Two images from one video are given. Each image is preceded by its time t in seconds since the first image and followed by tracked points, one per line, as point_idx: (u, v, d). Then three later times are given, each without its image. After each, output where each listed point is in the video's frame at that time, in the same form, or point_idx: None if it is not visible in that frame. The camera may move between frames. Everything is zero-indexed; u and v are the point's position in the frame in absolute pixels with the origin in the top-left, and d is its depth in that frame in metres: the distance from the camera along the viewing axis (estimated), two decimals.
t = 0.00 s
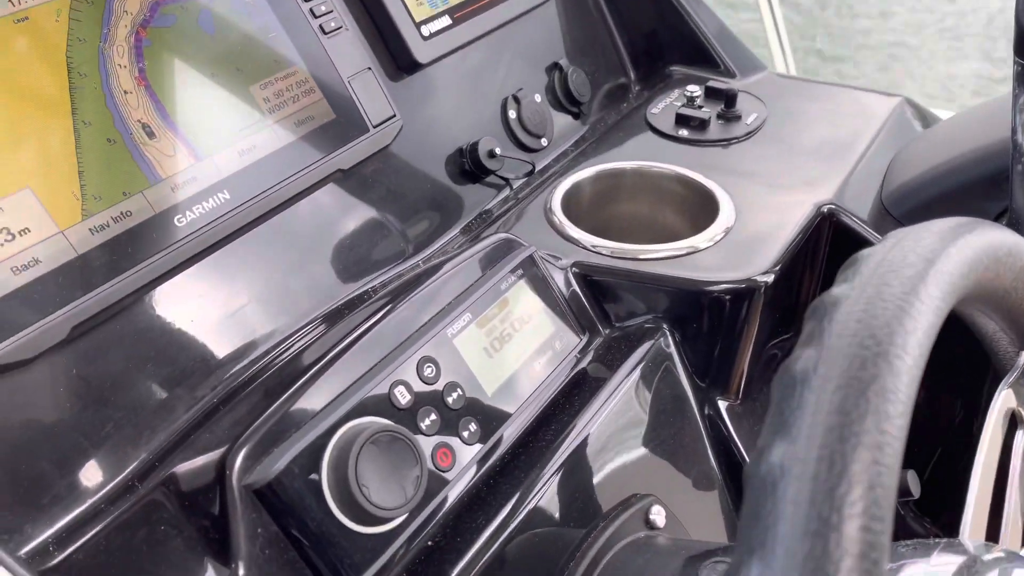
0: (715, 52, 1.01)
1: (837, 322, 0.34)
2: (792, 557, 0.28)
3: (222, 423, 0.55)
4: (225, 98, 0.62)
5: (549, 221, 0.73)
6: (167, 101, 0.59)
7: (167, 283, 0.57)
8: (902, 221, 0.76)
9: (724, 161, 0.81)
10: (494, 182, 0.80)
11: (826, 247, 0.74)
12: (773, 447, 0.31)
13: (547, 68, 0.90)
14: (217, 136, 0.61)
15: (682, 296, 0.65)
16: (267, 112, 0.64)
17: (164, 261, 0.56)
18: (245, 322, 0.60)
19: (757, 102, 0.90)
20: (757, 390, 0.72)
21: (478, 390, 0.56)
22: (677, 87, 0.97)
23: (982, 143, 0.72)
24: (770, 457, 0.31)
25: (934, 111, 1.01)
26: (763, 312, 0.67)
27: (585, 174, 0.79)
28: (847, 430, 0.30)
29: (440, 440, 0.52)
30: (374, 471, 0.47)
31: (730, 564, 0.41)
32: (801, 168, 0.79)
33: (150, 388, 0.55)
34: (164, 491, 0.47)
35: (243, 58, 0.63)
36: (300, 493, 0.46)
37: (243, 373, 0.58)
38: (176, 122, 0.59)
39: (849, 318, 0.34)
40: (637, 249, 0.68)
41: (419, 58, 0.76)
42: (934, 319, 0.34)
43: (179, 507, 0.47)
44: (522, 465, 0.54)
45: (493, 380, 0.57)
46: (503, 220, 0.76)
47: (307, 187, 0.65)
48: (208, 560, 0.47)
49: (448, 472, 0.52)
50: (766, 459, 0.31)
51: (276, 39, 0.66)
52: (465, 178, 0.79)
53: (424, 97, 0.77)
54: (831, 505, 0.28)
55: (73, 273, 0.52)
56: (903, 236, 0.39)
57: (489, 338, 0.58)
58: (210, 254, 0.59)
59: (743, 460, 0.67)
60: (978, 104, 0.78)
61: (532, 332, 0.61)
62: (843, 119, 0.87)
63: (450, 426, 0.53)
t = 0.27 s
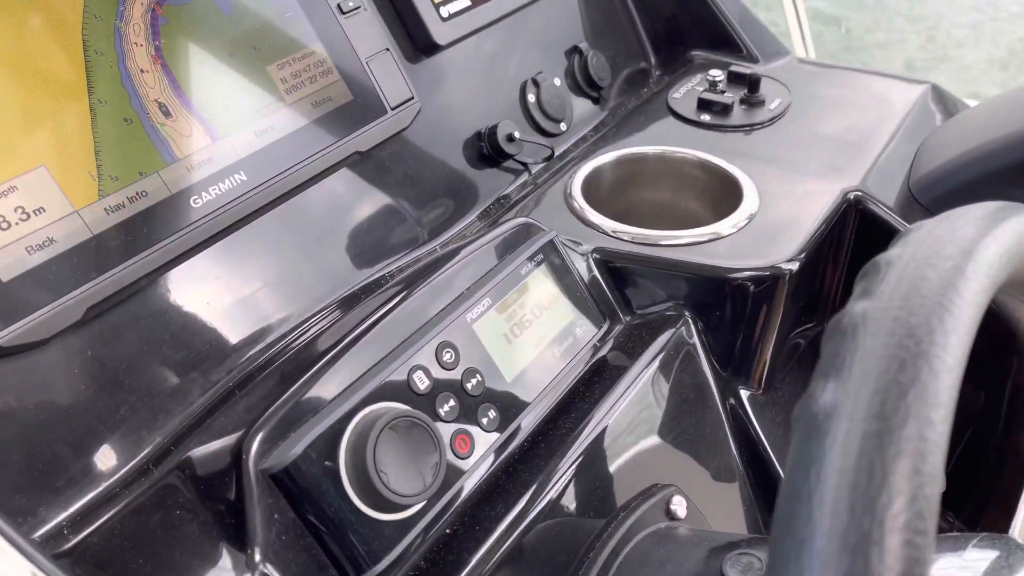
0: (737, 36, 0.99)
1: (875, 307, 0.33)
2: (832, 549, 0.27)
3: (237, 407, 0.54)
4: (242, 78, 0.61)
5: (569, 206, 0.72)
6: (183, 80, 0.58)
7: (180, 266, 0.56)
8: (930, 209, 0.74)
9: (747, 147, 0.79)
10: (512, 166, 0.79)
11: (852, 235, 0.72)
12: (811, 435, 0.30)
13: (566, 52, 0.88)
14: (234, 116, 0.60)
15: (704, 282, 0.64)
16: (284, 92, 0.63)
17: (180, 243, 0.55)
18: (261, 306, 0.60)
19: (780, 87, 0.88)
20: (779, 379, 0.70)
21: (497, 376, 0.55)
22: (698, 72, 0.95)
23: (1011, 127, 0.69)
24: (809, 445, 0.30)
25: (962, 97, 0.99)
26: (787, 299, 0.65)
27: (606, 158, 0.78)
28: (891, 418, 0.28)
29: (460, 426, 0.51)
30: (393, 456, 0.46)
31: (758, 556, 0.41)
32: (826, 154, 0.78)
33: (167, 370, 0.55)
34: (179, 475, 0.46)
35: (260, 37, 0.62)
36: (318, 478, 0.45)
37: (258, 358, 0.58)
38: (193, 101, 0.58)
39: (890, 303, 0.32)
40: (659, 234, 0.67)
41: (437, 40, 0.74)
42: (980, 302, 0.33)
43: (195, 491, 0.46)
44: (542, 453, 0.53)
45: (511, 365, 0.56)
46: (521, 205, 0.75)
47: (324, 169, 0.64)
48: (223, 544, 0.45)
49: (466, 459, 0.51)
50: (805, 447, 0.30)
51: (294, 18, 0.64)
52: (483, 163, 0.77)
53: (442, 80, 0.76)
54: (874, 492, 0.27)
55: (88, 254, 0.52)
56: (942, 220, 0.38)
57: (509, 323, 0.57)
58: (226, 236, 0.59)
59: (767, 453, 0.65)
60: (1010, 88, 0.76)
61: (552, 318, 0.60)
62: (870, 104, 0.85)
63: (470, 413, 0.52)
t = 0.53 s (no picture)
0: (757, 32, 0.99)
1: (909, 301, 0.32)
2: (866, 546, 0.27)
3: (260, 400, 0.55)
4: (264, 72, 0.61)
5: (589, 201, 0.72)
6: (206, 74, 0.58)
7: (203, 258, 0.56)
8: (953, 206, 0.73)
9: (767, 142, 0.79)
10: (531, 161, 0.79)
11: (873, 233, 0.72)
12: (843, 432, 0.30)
13: (585, 46, 0.88)
14: (257, 110, 0.60)
15: (726, 279, 0.63)
16: (306, 86, 0.63)
17: (203, 237, 0.55)
18: (282, 298, 0.60)
19: (801, 82, 0.88)
20: (799, 376, 0.70)
21: (520, 371, 0.55)
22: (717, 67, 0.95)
23: None
24: (841, 442, 0.30)
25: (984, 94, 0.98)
26: (808, 297, 0.65)
27: (626, 153, 0.78)
28: (926, 416, 0.28)
29: (482, 421, 0.51)
30: (417, 450, 0.47)
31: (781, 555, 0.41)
32: (847, 151, 0.77)
33: (190, 362, 0.55)
34: (204, 466, 0.47)
35: (282, 31, 0.62)
36: (342, 471, 0.45)
37: (279, 352, 0.59)
38: (217, 94, 0.58)
39: (923, 299, 0.32)
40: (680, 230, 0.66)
41: (457, 33, 0.74)
42: (1018, 295, 0.32)
43: (219, 483, 0.47)
44: (563, 448, 0.53)
45: (532, 361, 0.56)
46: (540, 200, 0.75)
47: (345, 163, 0.64)
48: (246, 534, 0.46)
49: (487, 454, 0.51)
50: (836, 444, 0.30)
51: (316, 12, 0.65)
52: (502, 158, 0.77)
53: (461, 74, 0.76)
54: (911, 488, 0.27)
55: (113, 246, 0.52)
56: (979, 214, 0.37)
57: (530, 318, 0.57)
58: (248, 230, 0.59)
59: (786, 451, 0.65)
60: None
61: (573, 313, 0.60)
62: (891, 101, 0.85)
63: (492, 407, 0.52)
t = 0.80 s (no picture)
0: (771, 37, 0.99)
1: (929, 298, 0.33)
2: (882, 539, 0.27)
3: (280, 400, 0.55)
4: (286, 76, 0.62)
5: (604, 205, 0.73)
6: (230, 79, 0.59)
7: (225, 261, 0.58)
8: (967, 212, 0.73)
9: (781, 147, 0.79)
10: (546, 165, 0.80)
11: (886, 237, 0.72)
12: (862, 434, 0.30)
13: (599, 51, 0.89)
14: (279, 114, 0.61)
15: (740, 282, 0.64)
16: (327, 91, 0.64)
17: (227, 239, 0.56)
18: (301, 301, 0.61)
19: (814, 87, 0.88)
20: (812, 379, 0.71)
21: (537, 373, 0.55)
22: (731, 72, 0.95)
23: None
24: (859, 443, 0.30)
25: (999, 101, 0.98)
26: (821, 302, 0.66)
27: (641, 158, 0.79)
28: (943, 409, 0.28)
29: (500, 422, 0.52)
30: (439, 450, 0.47)
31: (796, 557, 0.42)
32: (860, 156, 0.78)
33: (213, 362, 0.56)
34: (229, 464, 0.47)
35: (303, 37, 0.63)
36: (364, 472, 0.46)
37: (297, 355, 0.60)
38: (240, 99, 0.59)
39: (943, 295, 0.32)
40: (695, 234, 0.67)
41: (475, 38, 0.75)
42: None
43: (243, 481, 0.47)
44: (579, 449, 0.54)
45: (548, 363, 0.56)
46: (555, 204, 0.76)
47: (365, 167, 0.65)
48: (268, 530, 0.46)
49: (505, 454, 0.51)
50: (855, 445, 0.30)
51: (337, 18, 0.65)
52: (518, 161, 0.78)
53: (477, 78, 0.77)
54: (929, 481, 0.27)
55: (139, 247, 0.53)
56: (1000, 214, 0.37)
57: (548, 320, 0.57)
58: (269, 232, 0.60)
59: (800, 455, 0.66)
60: None
61: (590, 316, 0.60)
62: (905, 106, 0.85)
63: (510, 408, 0.53)
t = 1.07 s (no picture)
0: (780, 50, 1.00)
1: (939, 316, 0.33)
2: (893, 554, 0.27)
3: (296, 409, 0.56)
4: (303, 90, 0.63)
5: (615, 217, 0.74)
6: (249, 92, 0.60)
7: (241, 272, 0.58)
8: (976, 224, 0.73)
9: (791, 160, 0.80)
10: (557, 176, 0.81)
11: (895, 250, 0.73)
12: (874, 450, 0.31)
13: (610, 63, 0.90)
14: (295, 127, 0.62)
15: (750, 295, 0.65)
16: (343, 104, 0.65)
17: (244, 250, 0.57)
18: (315, 311, 0.62)
19: (824, 100, 0.89)
20: (821, 391, 0.71)
21: (550, 383, 0.56)
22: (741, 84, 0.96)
23: None
24: (871, 459, 0.31)
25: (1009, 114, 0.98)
26: (831, 314, 0.66)
27: (651, 170, 0.79)
28: (953, 428, 0.29)
29: (514, 432, 0.53)
30: (454, 460, 0.48)
31: None
32: (869, 169, 0.78)
33: (230, 371, 0.57)
34: (247, 471, 0.49)
35: (319, 51, 0.64)
36: (381, 482, 0.47)
37: (311, 365, 0.60)
38: (258, 112, 0.60)
39: (954, 312, 0.33)
40: (705, 246, 0.68)
41: (488, 52, 0.76)
42: None
43: (260, 489, 0.48)
44: (591, 460, 0.55)
45: (561, 374, 0.57)
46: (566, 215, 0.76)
47: (379, 179, 0.66)
48: (285, 536, 0.47)
49: (518, 465, 0.52)
50: (866, 461, 0.31)
51: (353, 32, 0.66)
52: (529, 172, 0.79)
53: (490, 91, 0.78)
54: (939, 498, 0.27)
55: (159, 258, 0.54)
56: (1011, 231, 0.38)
57: (560, 332, 0.58)
58: (285, 243, 0.61)
59: (809, 467, 0.66)
60: None
61: (601, 327, 0.61)
62: (915, 119, 0.86)
63: (523, 419, 0.53)
